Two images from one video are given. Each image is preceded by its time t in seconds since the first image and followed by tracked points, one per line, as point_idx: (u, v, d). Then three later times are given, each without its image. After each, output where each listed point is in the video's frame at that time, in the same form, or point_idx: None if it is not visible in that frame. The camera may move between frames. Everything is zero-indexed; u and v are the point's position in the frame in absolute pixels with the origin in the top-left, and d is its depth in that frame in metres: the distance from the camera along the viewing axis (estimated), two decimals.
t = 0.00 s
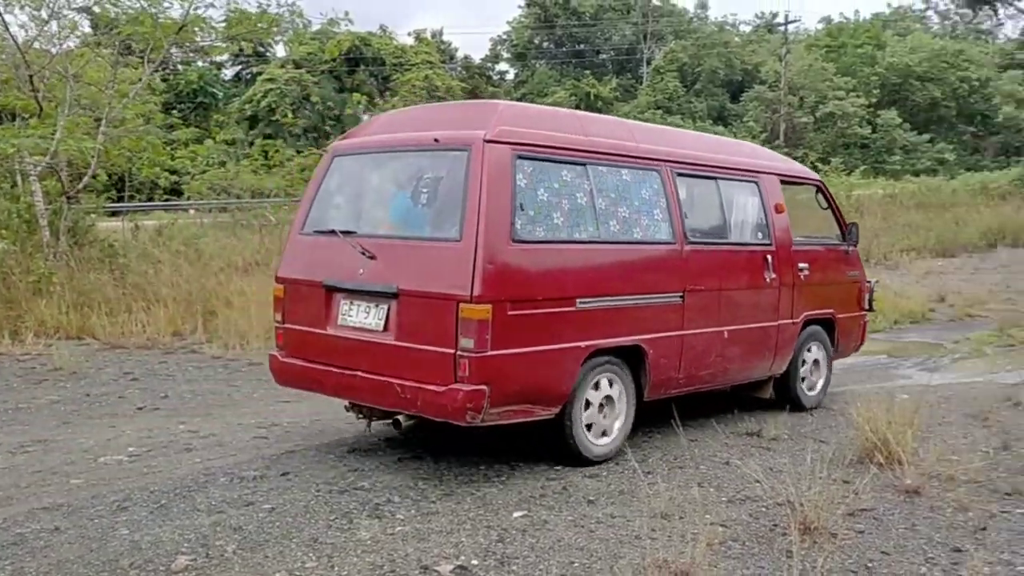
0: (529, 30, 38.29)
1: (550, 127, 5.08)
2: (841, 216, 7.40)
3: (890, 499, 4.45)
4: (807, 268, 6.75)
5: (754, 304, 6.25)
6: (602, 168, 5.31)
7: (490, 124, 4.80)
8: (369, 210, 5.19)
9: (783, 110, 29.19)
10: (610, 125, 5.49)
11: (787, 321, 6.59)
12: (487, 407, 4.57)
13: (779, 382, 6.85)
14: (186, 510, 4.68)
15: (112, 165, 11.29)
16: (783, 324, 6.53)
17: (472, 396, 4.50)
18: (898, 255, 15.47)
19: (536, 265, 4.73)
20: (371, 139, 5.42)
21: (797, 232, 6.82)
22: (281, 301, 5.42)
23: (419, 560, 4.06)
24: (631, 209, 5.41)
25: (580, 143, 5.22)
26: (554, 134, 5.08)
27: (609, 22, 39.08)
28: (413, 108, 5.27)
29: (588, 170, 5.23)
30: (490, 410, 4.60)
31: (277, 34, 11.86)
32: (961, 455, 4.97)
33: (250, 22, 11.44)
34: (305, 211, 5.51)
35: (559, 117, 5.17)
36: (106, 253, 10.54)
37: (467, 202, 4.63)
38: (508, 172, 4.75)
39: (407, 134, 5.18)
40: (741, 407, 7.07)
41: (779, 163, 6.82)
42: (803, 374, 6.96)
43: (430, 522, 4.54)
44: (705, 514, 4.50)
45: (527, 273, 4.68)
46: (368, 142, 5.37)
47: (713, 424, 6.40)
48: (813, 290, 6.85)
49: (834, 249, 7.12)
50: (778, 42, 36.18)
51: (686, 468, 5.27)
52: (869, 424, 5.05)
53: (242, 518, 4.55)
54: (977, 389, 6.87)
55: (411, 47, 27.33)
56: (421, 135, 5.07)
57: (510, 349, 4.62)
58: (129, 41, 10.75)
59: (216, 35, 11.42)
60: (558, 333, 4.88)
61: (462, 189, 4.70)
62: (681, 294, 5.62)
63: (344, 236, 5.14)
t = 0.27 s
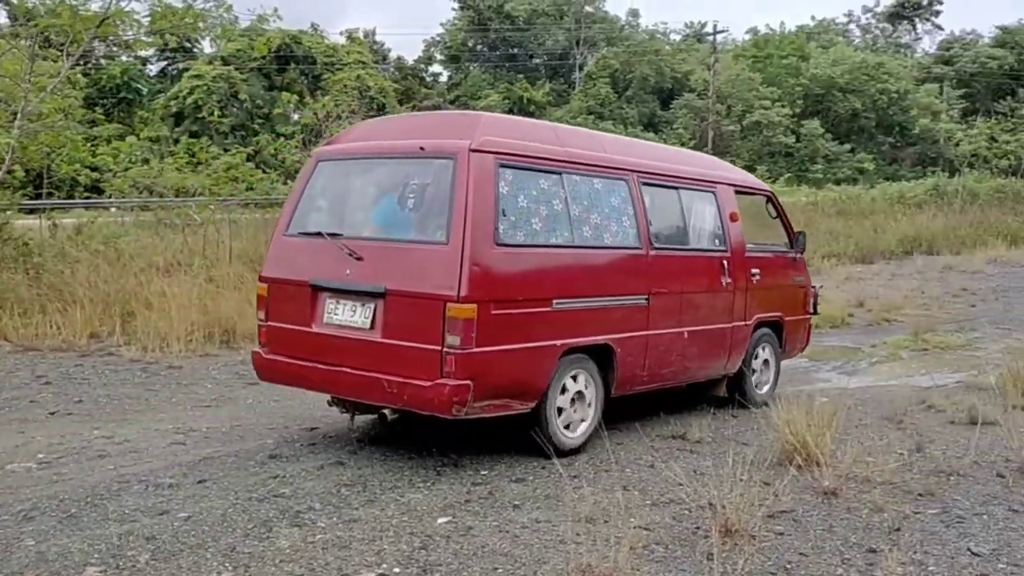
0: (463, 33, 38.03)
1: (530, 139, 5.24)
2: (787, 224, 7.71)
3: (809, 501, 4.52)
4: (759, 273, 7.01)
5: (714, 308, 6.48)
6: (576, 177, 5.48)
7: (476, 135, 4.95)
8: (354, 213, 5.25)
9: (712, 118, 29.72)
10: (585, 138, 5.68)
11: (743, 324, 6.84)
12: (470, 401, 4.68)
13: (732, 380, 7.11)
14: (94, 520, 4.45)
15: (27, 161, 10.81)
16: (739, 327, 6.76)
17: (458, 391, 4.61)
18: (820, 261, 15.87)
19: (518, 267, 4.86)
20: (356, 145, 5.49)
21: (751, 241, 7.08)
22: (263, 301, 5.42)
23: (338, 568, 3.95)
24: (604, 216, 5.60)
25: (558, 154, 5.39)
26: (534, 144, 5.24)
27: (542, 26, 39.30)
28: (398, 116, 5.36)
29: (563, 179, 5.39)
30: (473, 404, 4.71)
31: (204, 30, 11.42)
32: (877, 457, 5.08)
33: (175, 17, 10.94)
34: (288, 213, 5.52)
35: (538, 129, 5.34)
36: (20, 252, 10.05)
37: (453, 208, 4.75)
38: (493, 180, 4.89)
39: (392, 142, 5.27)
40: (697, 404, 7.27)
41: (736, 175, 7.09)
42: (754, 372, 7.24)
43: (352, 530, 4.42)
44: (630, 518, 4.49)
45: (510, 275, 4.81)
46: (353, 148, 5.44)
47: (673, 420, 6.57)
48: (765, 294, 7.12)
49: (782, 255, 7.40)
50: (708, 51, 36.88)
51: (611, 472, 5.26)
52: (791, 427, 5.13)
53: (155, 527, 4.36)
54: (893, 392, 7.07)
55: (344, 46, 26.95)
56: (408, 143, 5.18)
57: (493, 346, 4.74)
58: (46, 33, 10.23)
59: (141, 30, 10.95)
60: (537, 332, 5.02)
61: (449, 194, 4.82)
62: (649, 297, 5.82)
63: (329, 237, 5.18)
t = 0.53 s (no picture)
0: (397, 31, 37.83)
1: (514, 145, 5.37)
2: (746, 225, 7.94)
3: (742, 498, 4.52)
4: (725, 272, 7.19)
5: (685, 306, 6.65)
6: (558, 181, 5.62)
7: (466, 143, 5.07)
8: (345, 215, 5.31)
9: (646, 118, 29.97)
10: (565, 143, 5.82)
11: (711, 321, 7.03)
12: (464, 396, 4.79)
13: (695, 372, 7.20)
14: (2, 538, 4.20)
15: None
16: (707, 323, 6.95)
17: (453, 385, 4.73)
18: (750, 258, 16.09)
19: (508, 266, 4.98)
20: (346, 150, 5.55)
21: (716, 241, 7.27)
22: (255, 300, 5.46)
23: None
24: (584, 219, 5.74)
25: (541, 159, 5.53)
26: (519, 151, 5.38)
27: (477, 26, 39.24)
28: (386, 122, 5.44)
29: (546, 184, 5.52)
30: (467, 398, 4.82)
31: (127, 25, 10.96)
32: (807, 452, 5.12)
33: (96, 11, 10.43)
34: (279, 214, 5.56)
35: (522, 136, 5.47)
36: None
37: (447, 210, 4.86)
38: (483, 184, 5.00)
39: (383, 147, 5.35)
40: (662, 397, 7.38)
41: (703, 179, 7.28)
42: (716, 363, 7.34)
43: (280, 541, 4.25)
44: (565, 521, 4.43)
45: (501, 274, 4.94)
46: (342, 152, 5.49)
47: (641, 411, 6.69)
48: (730, 291, 7.31)
49: (742, 254, 7.62)
50: (641, 53, 37.26)
51: (547, 474, 5.17)
52: (724, 425, 5.15)
53: (70, 544, 4.13)
54: (822, 388, 7.18)
55: (275, 44, 26.40)
56: (398, 149, 5.27)
57: (485, 342, 4.86)
58: None
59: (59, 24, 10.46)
60: (525, 329, 5.14)
61: (442, 198, 4.93)
62: (626, 294, 5.98)
63: (321, 238, 5.23)
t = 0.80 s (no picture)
0: (323, 31, 37.57)
1: (484, 150, 5.65)
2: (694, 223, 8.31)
3: (674, 494, 4.51)
4: (678, 266, 7.53)
5: (644, 299, 6.98)
6: (525, 185, 5.91)
7: (441, 149, 5.34)
8: (325, 220, 5.53)
9: (576, 117, 30.08)
10: (529, 149, 6.12)
11: (668, 314, 7.37)
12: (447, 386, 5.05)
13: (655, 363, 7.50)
14: None
15: None
16: (665, 315, 7.28)
17: (436, 376, 4.98)
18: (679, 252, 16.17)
19: (484, 264, 5.26)
20: (323, 158, 5.77)
21: (670, 238, 7.60)
22: (240, 304, 5.63)
23: None
24: (550, 218, 6.04)
25: (509, 164, 5.82)
26: (489, 156, 5.66)
27: (404, 25, 38.93)
28: (361, 131, 5.68)
29: (514, 187, 5.81)
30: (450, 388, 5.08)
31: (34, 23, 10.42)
32: (737, 446, 5.15)
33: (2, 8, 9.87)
34: (260, 222, 5.75)
35: (491, 143, 5.76)
36: None
37: (426, 213, 5.12)
38: (458, 188, 5.28)
39: (360, 155, 5.59)
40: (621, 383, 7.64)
41: (656, 180, 7.64)
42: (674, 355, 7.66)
43: (201, 558, 4.02)
44: (497, 525, 4.30)
45: (478, 271, 5.21)
46: (319, 160, 5.71)
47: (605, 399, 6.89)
48: (684, 285, 7.65)
49: (693, 249, 7.96)
50: (569, 51, 37.40)
51: (479, 477, 5.04)
52: (656, 421, 5.14)
53: None
54: (751, 380, 7.28)
55: (197, 44, 25.62)
56: (375, 156, 5.52)
57: (466, 335, 5.11)
58: None
59: None
60: (500, 323, 5.40)
61: (419, 201, 5.18)
62: (590, 289, 6.28)
63: (303, 242, 5.44)
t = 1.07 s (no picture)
0: (246, 34, 37.12)
1: (447, 159, 5.88)
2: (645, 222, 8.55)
3: (605, 494, 4.48)
4: (633, 263, 7.77)
5: (602, 295, 7.21)
6: (488, 191, 6.16)
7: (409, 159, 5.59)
8: (297, 228, 5.70)
9: (505, 119, 30.04)
10: (490, 155, 6.36)
11: (625, 310, 7.60)
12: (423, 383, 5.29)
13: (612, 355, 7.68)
14: None
15: None
16: (623, 310, 7.51)
17: (414, 373, 5.23)
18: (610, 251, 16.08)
19: (454, 265, 5.49)
20: (292, 169, 5.94)
21: (623, 237, 7.84)
22: (217, 311, 5.76)
23: None
24: (512, 222, 6.29)
25: (472, 170, 6.06)
26: (453, 164, 5.90)
27: (329, 28, 38.41)
28: (329, 142, 5.87)
29: (477, 192, 6.05)
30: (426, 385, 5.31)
31: None
32: (667, 443, 5.16)
33: None
34: (231, 231, 5.89)
35: (455, 151, 6.00)
36: None
37: (398, 221, 5.35)
38: (427, 195, 5.52)
39: (329, 165, 5.78)
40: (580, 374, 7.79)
41: (608, 181, 7.87)
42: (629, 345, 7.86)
43: None
44: (426, 534, 4.14)
45: (448, 273, 5.44)
46: (288, 170, 5.87)
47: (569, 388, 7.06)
48: (639, 281, 7.89)
49: (644, 246, 8.21)
50: (497, 53, 37.36)
51: (410, 485, 4.86)
52: (587, 422, 5.11)
53: None
54: (682, 377, 7.34)
55: (114, 48, 24.82)
56: (344, 166, 5.71)
57: (439, 335, 5.35)
58: None
59: None
60: (470, 322, 5.64)
61: (391, 209, 5.41)
62: (552, 287, 6.51)
63: (277, 250, 5.61)
